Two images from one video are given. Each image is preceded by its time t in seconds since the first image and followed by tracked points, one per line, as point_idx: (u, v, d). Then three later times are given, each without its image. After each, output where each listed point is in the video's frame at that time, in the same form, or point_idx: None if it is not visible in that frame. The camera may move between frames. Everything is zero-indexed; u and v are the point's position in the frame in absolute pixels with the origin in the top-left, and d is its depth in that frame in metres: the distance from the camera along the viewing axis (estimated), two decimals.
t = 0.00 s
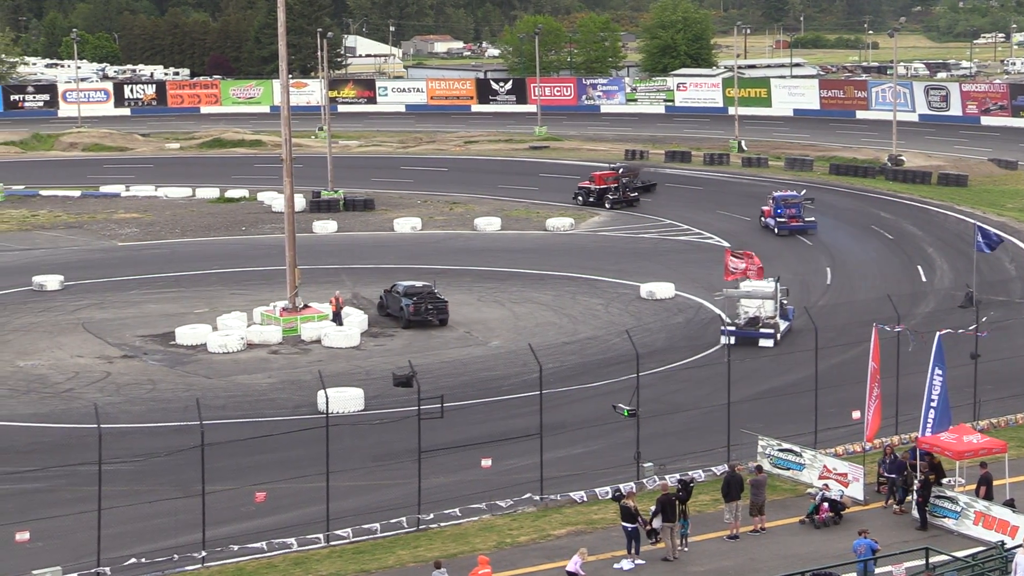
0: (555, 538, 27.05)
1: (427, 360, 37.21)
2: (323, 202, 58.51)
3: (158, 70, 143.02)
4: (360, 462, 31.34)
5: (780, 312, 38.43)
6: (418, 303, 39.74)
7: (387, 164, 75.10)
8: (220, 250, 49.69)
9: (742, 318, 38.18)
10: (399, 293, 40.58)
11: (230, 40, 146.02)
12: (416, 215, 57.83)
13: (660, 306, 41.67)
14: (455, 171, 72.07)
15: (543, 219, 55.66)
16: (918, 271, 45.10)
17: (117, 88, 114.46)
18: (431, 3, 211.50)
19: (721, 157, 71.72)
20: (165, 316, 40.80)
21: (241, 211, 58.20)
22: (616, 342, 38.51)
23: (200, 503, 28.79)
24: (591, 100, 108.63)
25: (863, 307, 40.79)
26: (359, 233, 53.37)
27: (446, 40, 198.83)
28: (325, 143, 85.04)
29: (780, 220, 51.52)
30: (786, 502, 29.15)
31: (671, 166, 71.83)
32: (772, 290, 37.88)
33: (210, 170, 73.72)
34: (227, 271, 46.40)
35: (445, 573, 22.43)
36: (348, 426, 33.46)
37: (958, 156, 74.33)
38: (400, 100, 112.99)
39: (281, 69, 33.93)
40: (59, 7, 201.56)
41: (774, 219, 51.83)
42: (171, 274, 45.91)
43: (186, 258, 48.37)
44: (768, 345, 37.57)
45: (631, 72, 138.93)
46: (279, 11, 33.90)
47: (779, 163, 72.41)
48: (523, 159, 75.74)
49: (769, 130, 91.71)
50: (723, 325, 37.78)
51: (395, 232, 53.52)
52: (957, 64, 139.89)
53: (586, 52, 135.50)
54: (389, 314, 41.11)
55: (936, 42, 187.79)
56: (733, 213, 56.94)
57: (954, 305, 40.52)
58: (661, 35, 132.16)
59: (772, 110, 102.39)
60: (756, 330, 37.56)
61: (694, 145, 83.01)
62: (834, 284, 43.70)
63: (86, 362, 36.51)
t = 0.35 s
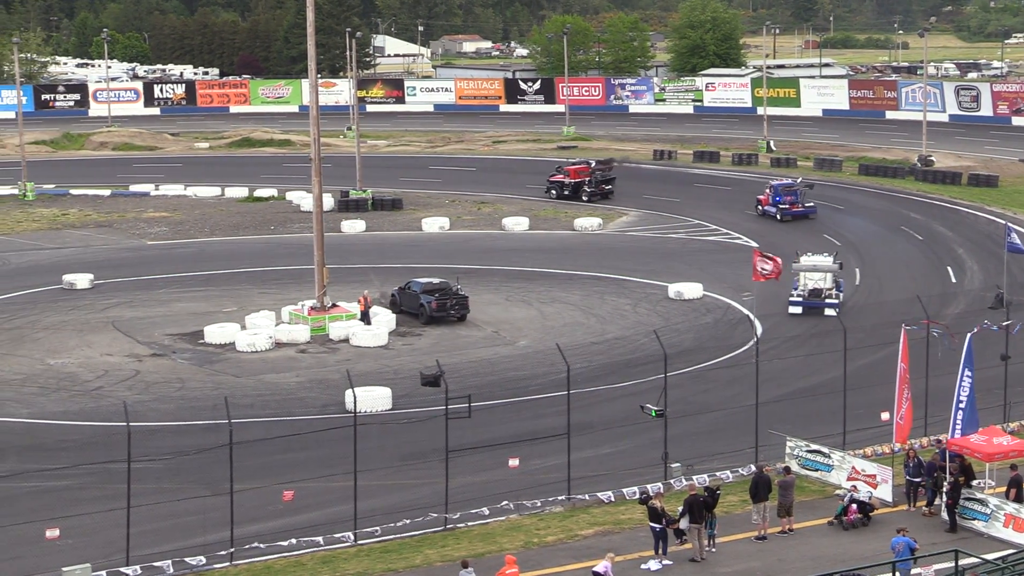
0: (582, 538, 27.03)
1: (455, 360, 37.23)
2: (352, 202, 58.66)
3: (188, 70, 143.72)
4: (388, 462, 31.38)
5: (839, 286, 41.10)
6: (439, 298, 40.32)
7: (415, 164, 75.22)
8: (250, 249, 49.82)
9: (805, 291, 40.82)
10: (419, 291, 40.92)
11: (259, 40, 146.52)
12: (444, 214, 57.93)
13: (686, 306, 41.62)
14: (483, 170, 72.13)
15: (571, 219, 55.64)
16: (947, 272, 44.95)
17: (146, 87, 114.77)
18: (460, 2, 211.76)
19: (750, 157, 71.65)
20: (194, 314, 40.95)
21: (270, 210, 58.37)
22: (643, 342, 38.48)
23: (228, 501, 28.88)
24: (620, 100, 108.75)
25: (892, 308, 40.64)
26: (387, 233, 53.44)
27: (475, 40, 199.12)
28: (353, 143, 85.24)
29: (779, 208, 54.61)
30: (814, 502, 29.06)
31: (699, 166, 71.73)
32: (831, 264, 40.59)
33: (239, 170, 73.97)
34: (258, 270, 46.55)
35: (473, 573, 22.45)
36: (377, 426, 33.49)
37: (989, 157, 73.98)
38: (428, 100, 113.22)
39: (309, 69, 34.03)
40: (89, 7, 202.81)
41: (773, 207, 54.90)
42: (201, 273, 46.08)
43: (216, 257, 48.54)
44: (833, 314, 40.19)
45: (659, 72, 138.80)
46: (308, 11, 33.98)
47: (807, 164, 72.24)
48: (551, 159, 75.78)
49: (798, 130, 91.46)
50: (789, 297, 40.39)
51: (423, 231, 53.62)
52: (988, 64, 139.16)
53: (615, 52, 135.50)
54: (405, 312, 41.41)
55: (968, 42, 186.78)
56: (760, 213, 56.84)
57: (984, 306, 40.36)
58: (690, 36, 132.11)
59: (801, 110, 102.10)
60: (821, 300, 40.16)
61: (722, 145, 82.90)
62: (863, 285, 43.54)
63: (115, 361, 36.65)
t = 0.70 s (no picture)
0: (614, 538, 26.99)
1: (488, 359, 37.25)
2: (385, 201, 58.84)
3: (223, 69, 144.88)
4: (420, 461, 31.42)
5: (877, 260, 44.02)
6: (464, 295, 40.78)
7: (448, 163, 75.38)
8: (284, 248, 50.02)
9: (848, 267, 43.68)
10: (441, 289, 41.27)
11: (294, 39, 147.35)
12: (477, 214, 57.98)
13: (717, 306, 41.54)
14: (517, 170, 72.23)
15: (604, 219, 55.61)
16: (983, 273, 44.76)
17: (181, 87, 115.21)
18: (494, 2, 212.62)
19: (784, 158, 71.50)
20: (229, 313, 41.11)
21: (304, 209, 58.52)
22: (676, 342, 38.41)
23: (261, 500, 28.98)
24: (654, 100, 107.59)
25: (926, 309, 40.45)
26: (420, 232, 53.54)
27: (509, 40, 199.51)
28: (387, 142, 85.48)
29: (773, 197, 57.63)
30: (848, 505, 28.94)
31: (733, 166, 71.63)
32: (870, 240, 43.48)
33: (273, 169, 74.30)
34: (292, 269, 46.71)
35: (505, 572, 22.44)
36: (409, 424, 33.58)
37: None
38: (462, 100, 113.52)
39: (343, 68, 34.13)
40: (125, 6, 204.22)
41: (767, 196, 57.88)
42: (236, 272, 46.27)
43: (252, 256, 48.73)
44: (876, 287, 43.12)
45: (694, 72, 138.73)
46: (342, 11, 34.10)
47: (842, 164, 71.98)
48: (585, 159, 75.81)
49: (833, 130, 91.15)
50: (835, 273, 43.20)
51: (456, 230, 53.70)
52: None
53: (649, 52, 135.44)
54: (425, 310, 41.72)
55: (1006, 41, 185.38)
56: (792, 213, 56.66)
57: (1020, 307, 40.11)
58: (724, 35, 132.09)
59: (835, 110, 101.85)
60: (865, 276, 43.06)
61: (756, 146, 82.62)
62: (897, 286, 43.37)
63: (149, 359, 36.84)
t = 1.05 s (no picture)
0: (649, 539, 26.89)
1: (524, 359, 37.26)
2: (421, 201, 59.07)
3: (259, 70, 147.32)
4: (455, 460, 31.44)
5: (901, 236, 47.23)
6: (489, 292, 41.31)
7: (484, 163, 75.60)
8: (321, 247, 50.24)
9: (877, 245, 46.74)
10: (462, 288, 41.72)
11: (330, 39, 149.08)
12: (513, 213, 58.07)
13: (751, 307, 41.44)
14: (552, 171, 72.40)
15: (640, 220, 55.58)
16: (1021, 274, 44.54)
17: (219, 86, 115.79)
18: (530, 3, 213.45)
19: (820, 158, 71.34)
20: (265, 312, 41.28)
21: (340, 209, 58.75)
22: (711, 343, 38.33)
23: (296, 498, 29.05)
24: (689, 100, 108.80)
25: (964, 311, 40.26)
26: (455, 232, 53.62)
27: (544, 40, 200.16)
28: (422, 142, 85.84)
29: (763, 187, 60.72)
30: (884, 507, 28.76)
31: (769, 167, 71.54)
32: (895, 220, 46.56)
33: (309, 168, 74.81)
34: (329, 268, 46.86)
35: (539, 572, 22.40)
36: (444, 423, 33.62)
37: None
38: (498, 100, 114.05)
39: (380, 68, 34.19)
40: (163, 6, 206.42)
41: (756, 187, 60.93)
42: (273, 271, 46.47)
43: (290, 255, 48.95)
44: (905, 262, 46.40)
45: (730, 72, 138.77)
46: (378, 11, 34.15)
47: (880, 164, 71.69)
48: (620, 159, 75.92)
49: (869, 130, 90.88)
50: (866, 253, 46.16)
51: (491, 230, 53.76)
52: None
53: (685, 51, 135.25)
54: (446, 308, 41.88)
55: None
56: (828, 215, 56.46)
57: None
58: (761, 36, 132.21)
59: (873, 110, 101.56)
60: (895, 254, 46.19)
61: (793, 146, 82.38)
62: (934, 288, 43.17)
63: (185, 357, 37.03)
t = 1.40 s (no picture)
0: (686, 540, 26.75)
1: (561, 359, 37.25)
2: (458, 200, 59.20)
3: (297, 69, 148.53)
4: (491, 460, 31.45)
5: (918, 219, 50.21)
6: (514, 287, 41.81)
7: (521, 163, 75.79)
8: (358, 246, 50.42)
9: (897, 228, 49.59)
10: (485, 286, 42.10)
11: (368, 39, 149.42)
12: (551, 213, 58.14)
13: (788, 307, 41.33)
14: (590, 171, 72.52)
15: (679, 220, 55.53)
16: None
17: (257, 86, 116.25)
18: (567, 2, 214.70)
19: (859, 159, 71.08)
20: (302, 310, 41.43)
21: (377, 208, 58.86)
22: (749, 343, 38.23)
23: (333, 496, 29.12)
24: (727, 100, 108.10)
25: (1004, 311, 40.12)
26: (492, 231, 53.67)
27: (582, 40, 200.92)
28: (460, 141, 86.05)
29: (748, 179, 63.65)
30: (923, 509, 28.56)
31: (807, 167, 71.48)
32: (912, 203, 49.58)
33: (346, 167, 75.24)
34: (367, 267, 46.98)
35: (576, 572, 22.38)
36: (481, 423, 33.65)
37: None
38: (535, 100, 114.44)
39: (417, 68, 34.28)
40: (203, 6, 208.23)
41: (741, 179, 63.78)
42: (311, 269, 46.63)
43: (328, 254, 49.10)
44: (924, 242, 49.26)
45: (769, 73, 138.99)
46: (416, 10, 34.23)
47: (920, 165, 71.40)
48: (657, 159, 76.00)
49: (908, 131, 90.49)
50: (888, 235, 48.96)
51: (528, 230, 53.77)
52: None
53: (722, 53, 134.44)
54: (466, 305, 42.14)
55: None
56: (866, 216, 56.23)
57: None
58: (800, 36, 133.07)
59: (913, 110, 101.26)
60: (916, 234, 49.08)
61: (832, 146, 82.12)
62: (974, 288, 43.09)
63: (224, 355, 37.19)
